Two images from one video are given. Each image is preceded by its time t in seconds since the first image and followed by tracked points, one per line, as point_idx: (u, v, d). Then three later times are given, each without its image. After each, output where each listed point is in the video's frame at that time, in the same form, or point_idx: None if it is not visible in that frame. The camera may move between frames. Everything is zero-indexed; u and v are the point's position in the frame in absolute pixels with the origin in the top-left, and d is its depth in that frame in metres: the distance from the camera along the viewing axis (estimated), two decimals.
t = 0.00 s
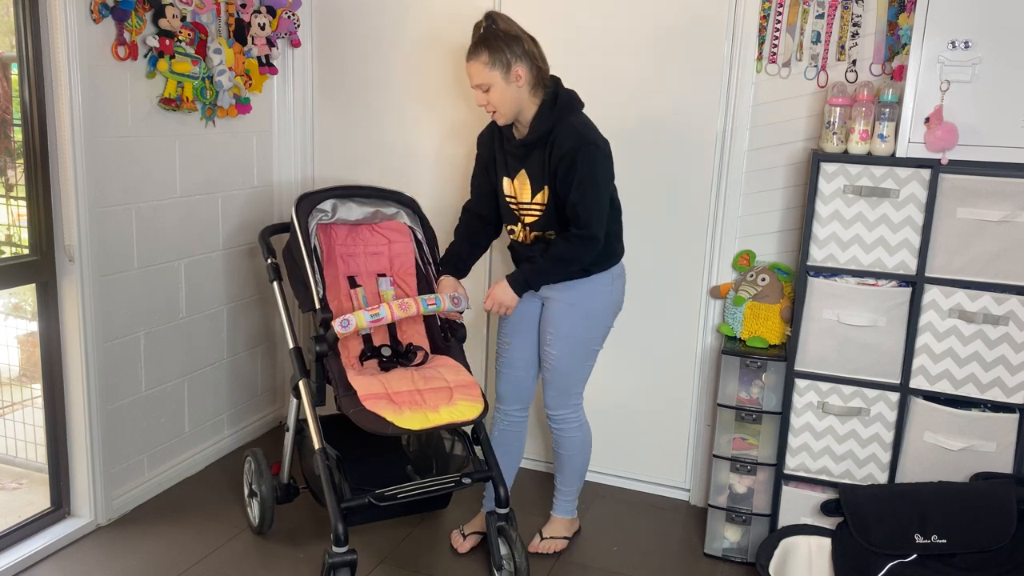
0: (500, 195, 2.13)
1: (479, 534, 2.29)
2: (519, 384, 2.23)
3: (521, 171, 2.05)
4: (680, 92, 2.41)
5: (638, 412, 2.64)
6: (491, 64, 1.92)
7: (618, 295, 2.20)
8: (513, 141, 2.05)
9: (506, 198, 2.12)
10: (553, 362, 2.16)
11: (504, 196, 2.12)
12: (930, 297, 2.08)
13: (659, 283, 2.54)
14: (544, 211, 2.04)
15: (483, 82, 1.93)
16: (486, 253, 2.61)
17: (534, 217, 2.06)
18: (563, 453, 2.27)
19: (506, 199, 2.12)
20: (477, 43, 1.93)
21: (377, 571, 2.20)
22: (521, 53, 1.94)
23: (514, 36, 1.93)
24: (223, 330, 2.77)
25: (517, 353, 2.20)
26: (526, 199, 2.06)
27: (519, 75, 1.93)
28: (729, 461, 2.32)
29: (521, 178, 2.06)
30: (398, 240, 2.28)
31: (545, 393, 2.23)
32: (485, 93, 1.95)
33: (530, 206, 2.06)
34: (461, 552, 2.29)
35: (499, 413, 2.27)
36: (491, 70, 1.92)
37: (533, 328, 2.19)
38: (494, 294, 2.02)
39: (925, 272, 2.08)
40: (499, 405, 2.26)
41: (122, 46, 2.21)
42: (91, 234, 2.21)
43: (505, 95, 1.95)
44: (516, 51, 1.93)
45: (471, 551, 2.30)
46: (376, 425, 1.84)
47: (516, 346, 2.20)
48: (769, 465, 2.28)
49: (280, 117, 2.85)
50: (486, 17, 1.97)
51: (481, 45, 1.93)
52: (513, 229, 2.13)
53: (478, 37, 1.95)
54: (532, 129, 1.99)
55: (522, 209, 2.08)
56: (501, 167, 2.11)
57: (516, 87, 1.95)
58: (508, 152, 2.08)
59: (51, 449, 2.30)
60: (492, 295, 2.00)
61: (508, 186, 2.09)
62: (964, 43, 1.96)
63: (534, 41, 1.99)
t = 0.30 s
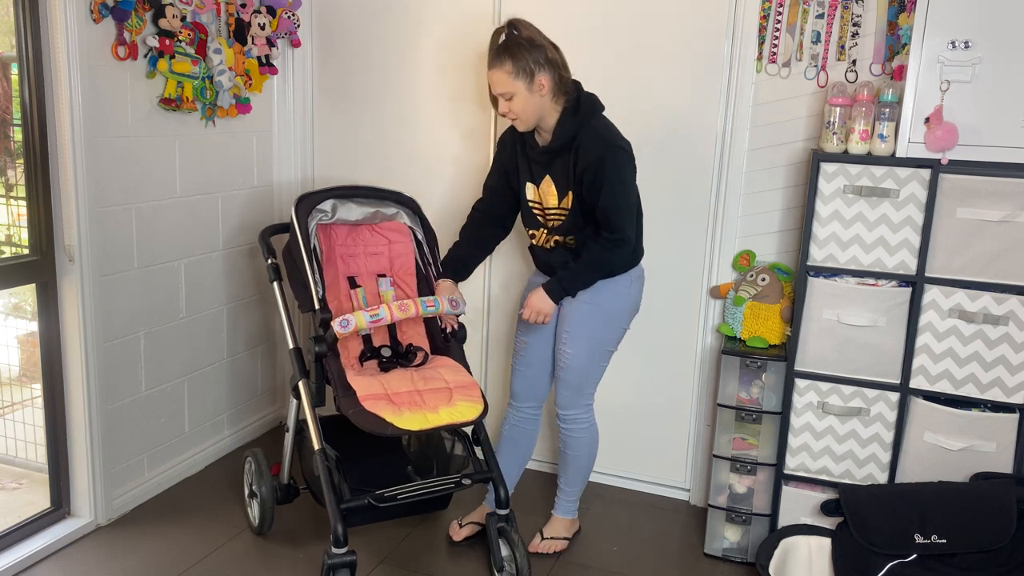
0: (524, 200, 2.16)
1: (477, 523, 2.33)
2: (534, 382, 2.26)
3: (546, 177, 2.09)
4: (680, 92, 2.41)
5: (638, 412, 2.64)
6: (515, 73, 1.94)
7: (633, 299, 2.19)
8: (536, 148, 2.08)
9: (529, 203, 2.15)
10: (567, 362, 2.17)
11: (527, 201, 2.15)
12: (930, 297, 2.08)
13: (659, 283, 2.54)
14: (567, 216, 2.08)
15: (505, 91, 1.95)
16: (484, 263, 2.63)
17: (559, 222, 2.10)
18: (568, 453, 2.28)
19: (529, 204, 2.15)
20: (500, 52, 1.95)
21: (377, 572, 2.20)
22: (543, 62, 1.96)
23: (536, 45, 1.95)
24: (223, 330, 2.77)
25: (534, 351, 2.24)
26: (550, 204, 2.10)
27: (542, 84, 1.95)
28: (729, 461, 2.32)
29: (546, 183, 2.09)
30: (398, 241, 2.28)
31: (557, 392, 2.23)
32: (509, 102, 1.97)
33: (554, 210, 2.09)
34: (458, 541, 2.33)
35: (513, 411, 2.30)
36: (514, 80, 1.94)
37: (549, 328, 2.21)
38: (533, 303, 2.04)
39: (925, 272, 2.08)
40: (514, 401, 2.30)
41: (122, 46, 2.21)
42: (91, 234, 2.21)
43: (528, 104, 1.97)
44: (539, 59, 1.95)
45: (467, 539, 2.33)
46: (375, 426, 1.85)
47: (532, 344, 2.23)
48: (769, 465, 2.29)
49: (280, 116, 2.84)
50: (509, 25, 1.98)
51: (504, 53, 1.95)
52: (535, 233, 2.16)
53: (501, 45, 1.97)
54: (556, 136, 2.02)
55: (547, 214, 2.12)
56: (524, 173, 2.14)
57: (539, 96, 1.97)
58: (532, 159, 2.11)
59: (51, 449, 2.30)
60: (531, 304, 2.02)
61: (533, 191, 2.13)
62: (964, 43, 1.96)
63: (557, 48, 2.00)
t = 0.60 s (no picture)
0: (530, 199, 2.17)
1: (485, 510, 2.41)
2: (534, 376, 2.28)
3: (556, 178, 2.09)
4: (680, 92, 2.41)
5: (638, 412, 2.64)
6: (534, 73, 1.93)
7: (635, 298, 2.19)
8: (546, 149, 2.08)
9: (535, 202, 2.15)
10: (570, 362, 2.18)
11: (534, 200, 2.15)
12: (930, 297, 2.08)
13: (660, 283, 2.54)
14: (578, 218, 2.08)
15: (523, 92, 1.94)
16: (486, 265, 2.62)
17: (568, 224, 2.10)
18: (569, 451, 2.28)
19: (535, 204, 2.15)
20: (519, 52, 1.95)
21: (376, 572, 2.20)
22: (560, 63, 1.96)
23: (553, 46, 1.95)
24: (223, 330, 2.77)
25: (534, 347, 2.26)
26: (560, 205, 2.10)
27: (559, 85, 1.95)
28: (729, 461, 2.32)
29: (555, 183, 2.09)
30: (398, 241, 2.28)
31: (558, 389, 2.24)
32: (526, 102, 1.96)
33: (565, 211, 2.10)
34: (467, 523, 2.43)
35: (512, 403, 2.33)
36: (532, 80, 1.93)
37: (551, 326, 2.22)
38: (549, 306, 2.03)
39: (925, 272, 2.08)
40: (512, 394, 2.32)
41: (122, 46, 2.21)
42: (91, 234, 2.21)
43: (545, 104, 1.97)
44: (557, 60, 1.95)
45: (475, 522, 2.44)
46: (375, 426, 1.85)
47: (533, 340, 2.26)
48: (769, 465, 2.28)
49: (280, 117, 2.85)
50: (527, 26, 1.98)
51: (524, 54, 1.94)
52: (541, 232, 2.17)
53: (519, 45, 1.96)
54: (568, 139, 2.03)
55: (556, 215, 2.12)
56: (532, 173, 2.14)
57: (556, 97, 1.97)
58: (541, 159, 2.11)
59: (51, 449, 2.30)
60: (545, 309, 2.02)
61: (541, 191, 2.13)
62: (964, 43, 1.96)
63: (574, 51, 2.01)
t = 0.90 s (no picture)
0: (527, 199, 2.17)
1: (483, 509, 2.44)
2: (530, 376, 2.29)
3: (552, 179, 2.09)
4: (680, 92, 2.41)
5: (639, 412, 2.64)
6: (541, 75, 1.93)
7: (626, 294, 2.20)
8: (545, 149, 2.09)
9: (531, 202, 2.16)
10: (564, 357, 2.18)
11: (530, 200, 2.16)
12: (930, 297, 2.08)
13: (659, 283, 2.54)
14: (571, 219, 2.09)
15: (529, 94, 1.93)
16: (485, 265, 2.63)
17: (563, 224, 2.11)
18: (566, 449, 2.28)
19: (531, 203, 2.16)
20: (525, 53, 1.93)
21: (376, 572, 2.20)
22: (566, 64, 1.96)
23: (559, 48, 1.95)
24: (223, 329, 2.77)
25: (529, 347, 2.27)
26: (554, 206, 2.11)
27: (564, 87, 1.95)
28: (729, 461, 2.32)
29: (551, 183, 2.10)
30: (398, 240, 2.28)
31: (555, 388, 2.24)
32: (531, 104, 1.95)
33: (560, 211, 2.10)
34: (464, 520, 2.46)
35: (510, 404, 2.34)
36: (539, 82, 1.93)
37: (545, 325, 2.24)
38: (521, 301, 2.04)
39: (925, 272, 2.08)
40: (510, 394, 2.34)
41: (122, 46, 2.21)
42: (91, 234, 2.21)
43: (549, 106, 1.96)
44: (562, 62, 1.95)
45: (475, 518, 2.46)
46: (376, 426, 1.84)
47: (527, 341, 2.27)
48: (769, 465, 2.29)
49: (280, 117, 2.85)
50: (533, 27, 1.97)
51: (530, 55, 1.93)
52: (535, 232, 2.17)
53: (524, 46, 1.95)
54: (568, 141, 2.03)
55: (551, 215, 2.13)
56: (530, 173, 2.15)
57: (560, 99, 1.97)
58: (539, 159, 2.12)
59: (51, 449, 2.30)
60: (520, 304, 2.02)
61: (537, 191, 2.13)
62: (964, 43, 1.96)
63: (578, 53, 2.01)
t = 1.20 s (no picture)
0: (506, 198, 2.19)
1: (483, 508, 2.44)
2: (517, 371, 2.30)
3: (529, 179, 2.11)
4: (680, 91, 2.41)
5: (638, 411, 2.64)
6: (525, 81, 1.92)
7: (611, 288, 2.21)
8: (525, 151, 2.10)
9: (510, 201, 2.18)
10: (550, 350, 2.19)
11: (509, 199, 2.18)
12: (930, 297, 2.08)
13: (659, 283, 2.54)
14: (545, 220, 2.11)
15: (515, 100, 1.93)
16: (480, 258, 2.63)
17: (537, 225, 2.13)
18: (559, 446, 2.29)
19: (510, 202, 2.18)
20: (508, 60, 1.93)
21: (376, 572, 2.20)
22: (550, 70, 1.96)
23: (542, 53, 1.94)
24: (223, 329, 2.77)
25: (514, 341, 2.27)
26: (531, 206, 2.13)
27: (549, 92, 1.95)
28: (729, 461, 2.32)
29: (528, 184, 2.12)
30: (396, 240, 2.28)
31: (543, 383, 2.25)
32: (516, 110, 1.95)
33: (536, 211, 2.12)
34: (464, 520, 2.46)
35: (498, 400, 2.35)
36: (523, 89, 1.93)
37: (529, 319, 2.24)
38: (471, 312, 2.08)
39: (925, 272, 2.08)
40: (498, 390, 2.34)
41: (122, 46, 2.21)
42: (91, 234, 2.21)
43: (534, 112, 1.97)
44: (546, 67, 1.95)
45: (474, 518, 2.46)
46: (374, 425, 1.84)
47: (511, 335, 2.27)
48: (769, 465, 2.28)
49: (280, 117, 2.85)
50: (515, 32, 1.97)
51: (514, 62, 1.92)
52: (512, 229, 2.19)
53: (508, 52, 1.94)
54: (548, 145, 2.04)
55: (528, 214, 2.15)
56: (507, 172, 2.16)
57: (544, 104, 1.98)
58: (519, 159, 2.13)
59: (51, 449, 2.30)
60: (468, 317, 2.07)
61: (515, 190, 2.15)
62: (964, 43, 1.96)
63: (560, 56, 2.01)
